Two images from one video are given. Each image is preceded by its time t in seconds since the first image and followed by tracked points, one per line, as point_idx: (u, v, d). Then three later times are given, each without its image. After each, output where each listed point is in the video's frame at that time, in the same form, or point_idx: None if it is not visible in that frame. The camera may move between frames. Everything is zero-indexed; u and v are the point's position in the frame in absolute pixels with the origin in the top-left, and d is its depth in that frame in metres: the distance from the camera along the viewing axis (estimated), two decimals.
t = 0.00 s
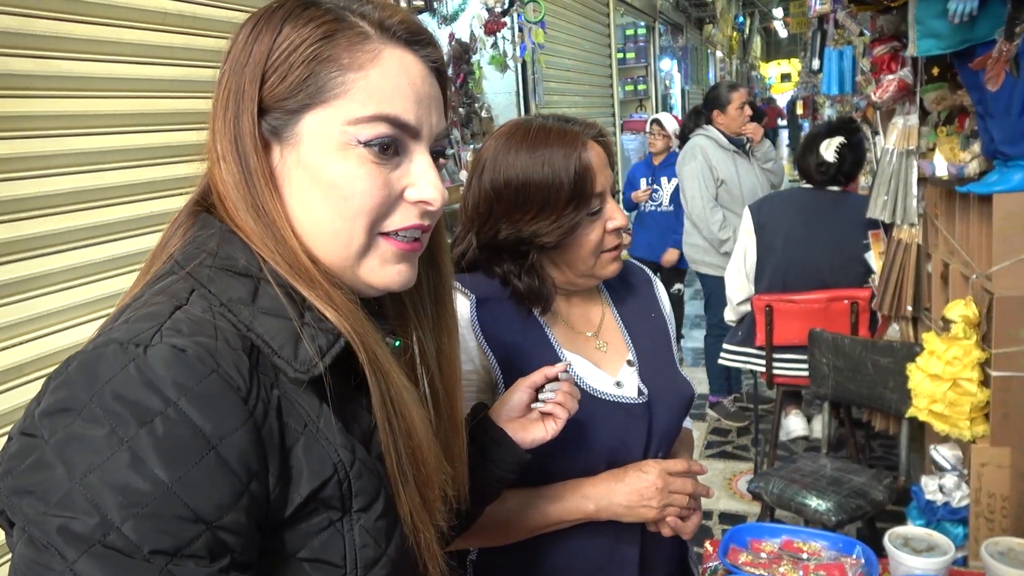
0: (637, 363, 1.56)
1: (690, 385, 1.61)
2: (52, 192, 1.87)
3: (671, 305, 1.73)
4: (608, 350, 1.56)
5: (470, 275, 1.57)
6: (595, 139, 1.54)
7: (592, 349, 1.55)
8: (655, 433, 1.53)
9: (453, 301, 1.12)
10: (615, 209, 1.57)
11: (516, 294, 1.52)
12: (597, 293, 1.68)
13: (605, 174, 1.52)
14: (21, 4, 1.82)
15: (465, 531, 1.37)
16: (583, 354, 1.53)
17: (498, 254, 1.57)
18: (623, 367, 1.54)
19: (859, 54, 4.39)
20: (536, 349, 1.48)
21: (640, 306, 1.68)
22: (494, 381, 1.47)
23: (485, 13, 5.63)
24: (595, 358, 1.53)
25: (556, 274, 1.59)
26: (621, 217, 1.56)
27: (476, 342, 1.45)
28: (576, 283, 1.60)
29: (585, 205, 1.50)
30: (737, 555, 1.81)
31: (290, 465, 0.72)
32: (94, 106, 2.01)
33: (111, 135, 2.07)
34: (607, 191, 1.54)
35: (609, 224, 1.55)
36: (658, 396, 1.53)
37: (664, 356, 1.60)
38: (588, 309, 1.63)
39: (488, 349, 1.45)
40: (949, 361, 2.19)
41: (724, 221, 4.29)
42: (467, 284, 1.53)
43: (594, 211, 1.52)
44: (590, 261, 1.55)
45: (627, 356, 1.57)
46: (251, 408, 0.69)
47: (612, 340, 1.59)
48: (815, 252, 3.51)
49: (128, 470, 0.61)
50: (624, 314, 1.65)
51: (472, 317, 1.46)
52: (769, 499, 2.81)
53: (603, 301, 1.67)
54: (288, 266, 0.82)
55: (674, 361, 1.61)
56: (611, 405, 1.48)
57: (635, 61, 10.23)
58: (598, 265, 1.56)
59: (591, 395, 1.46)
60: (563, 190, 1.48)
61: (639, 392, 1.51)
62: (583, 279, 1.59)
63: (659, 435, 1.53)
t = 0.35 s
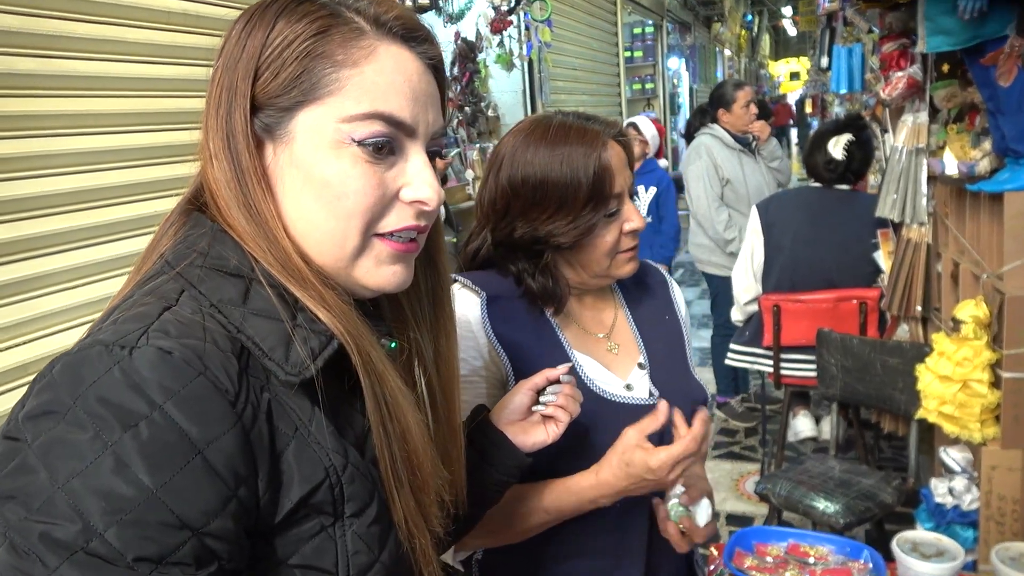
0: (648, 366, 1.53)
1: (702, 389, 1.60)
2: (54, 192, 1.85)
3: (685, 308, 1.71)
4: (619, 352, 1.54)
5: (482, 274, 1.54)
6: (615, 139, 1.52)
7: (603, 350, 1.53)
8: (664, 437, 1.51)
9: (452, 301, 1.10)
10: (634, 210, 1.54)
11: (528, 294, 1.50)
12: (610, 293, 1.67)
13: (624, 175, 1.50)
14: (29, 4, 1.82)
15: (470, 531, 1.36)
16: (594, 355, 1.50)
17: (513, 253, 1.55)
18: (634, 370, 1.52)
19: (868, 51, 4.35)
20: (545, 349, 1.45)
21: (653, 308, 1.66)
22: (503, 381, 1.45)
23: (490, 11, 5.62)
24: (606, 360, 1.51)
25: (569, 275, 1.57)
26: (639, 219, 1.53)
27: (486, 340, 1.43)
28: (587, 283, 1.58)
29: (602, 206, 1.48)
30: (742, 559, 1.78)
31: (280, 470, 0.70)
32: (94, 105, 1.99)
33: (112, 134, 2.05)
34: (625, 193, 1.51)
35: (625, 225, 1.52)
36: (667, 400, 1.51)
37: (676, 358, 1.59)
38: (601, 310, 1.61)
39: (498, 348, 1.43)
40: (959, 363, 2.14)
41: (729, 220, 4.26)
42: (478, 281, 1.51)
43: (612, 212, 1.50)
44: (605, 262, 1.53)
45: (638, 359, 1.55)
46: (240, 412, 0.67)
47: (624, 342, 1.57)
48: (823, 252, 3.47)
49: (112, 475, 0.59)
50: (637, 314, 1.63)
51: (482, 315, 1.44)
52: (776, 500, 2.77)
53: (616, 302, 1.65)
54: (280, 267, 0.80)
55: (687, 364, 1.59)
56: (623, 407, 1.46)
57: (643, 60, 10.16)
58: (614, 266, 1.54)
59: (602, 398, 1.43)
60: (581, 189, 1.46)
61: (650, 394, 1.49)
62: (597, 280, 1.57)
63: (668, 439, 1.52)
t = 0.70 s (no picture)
0: (661, 369, 1.52)
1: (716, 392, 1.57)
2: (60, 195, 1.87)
3: (700, 312, 1.69)
4: (632, 355, 1.53)
5: (491, 274, 1.53)
6: (602, 130, 1.52)
7: (616, 352, 1.52)
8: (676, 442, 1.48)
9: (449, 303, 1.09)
10: (625, 202, 1.51)
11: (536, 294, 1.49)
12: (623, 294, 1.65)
13: (608, 166, 1.49)
14: (30, 5, 1.81)
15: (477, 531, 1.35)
16: (607, 357, 1.49)
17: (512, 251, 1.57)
18: (647, 372, 1.51)
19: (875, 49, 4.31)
20: (558, 350, 1.43)
21: (667, 309, 1.65)
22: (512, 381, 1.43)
23: (496, 10, 5.62)
24: (619, 362, 1.50)
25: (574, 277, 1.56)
26: (632, 211, 1.50)
27: (498, 339, 1.41)
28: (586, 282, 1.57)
29: (581, 197, 1.49)
30: (745, 562, 1.77)
31: (268, 477, 0.69)
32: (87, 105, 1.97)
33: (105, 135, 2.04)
34: (612, 184, 1.50)
35: (616, 217, 1.49)
36: (680, 404, 1.49)
37: (689, 361, 1.56)
38: (615, 313, 1.60)
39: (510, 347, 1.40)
40: (967, 363, 2.11)
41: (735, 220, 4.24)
42: (491, 279, 1.50)
43: (593, 203, 1.49)
44: (597, 256, 1.51)
45: (651, 362, 1.54)
46: (227, 418, 0.67)
47: (637, 345, 1.56)
48: (829, 251, 3.44)
49: (96, 482, 0.59)
50: (653, 318, 1.62)
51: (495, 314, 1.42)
52: (782, 501, 2.75)
53: (631, 306, 1.64)
54: (270, 271, 0.80)
55: (701, 367, 1.57)
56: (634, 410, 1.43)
57: (650, 59, 10.10)
58: (608, 261, 1.51)
59: (613, 400, 1.41)
60: (560, 181, 1.48)
61: (661, 398, 1.47)
62: (597, 276, 1.54)
63: (680, 445, 1.49)
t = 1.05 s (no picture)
0: (666, 366, 1.52)
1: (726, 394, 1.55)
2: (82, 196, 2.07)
3: (717, 311, 1.66)
4: (638, 351, 1.53)
5: (497, 264, 1.58)
6: (569, 126, 1.53)
7: (621, 348, 1.52)
8: (676, 439, 1.48)
9: (440, 305, 1.09)
10: (574, 199, 1.49)
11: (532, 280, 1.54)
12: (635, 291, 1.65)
13: (558, 163, 1.49)
14: None
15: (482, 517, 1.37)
16: (610, 352, 1.50)
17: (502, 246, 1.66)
18: (650, 369, 1.51)
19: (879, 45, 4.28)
20: (557, 343, 1.46)
21: (680, 308, 1.62)
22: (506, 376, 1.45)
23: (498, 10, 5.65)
24: (622, 357, 1.50)
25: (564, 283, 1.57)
26: (577, 207, 1.48)
27: (499, 328, 1.44)
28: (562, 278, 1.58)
29: (534, 194, 1.53)
30: (747, 561, 1.76)
31: (254, 482, 0.69)
32: (104, 109, 2.15)
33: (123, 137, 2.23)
34: (562, 181, 1.49)
35: (565, 214, 1.48)
36: (680, 400, 1.48)
37: (700, 357, 1.54)
38: (622, 309, 1.60)
39: (507, 337, 1.43)
40: (970, 360, 2.09)
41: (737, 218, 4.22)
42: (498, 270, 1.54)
43: (544, 200, 1.51)
44: (553, 253, 1.53)
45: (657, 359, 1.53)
46: (210, 423, 0.67)
47: (643, 341, 1.56)
48: (832, 249, 3.43)
49: (77, 490, 0.59)
50: (661, 312, 1.61)
51: (496, 304, 1.45)
52: (786, 501, 2.74)
53: (641, 301, 1.63)
54: (257, 273, 0.79)
55: (712, 367, 1.55)
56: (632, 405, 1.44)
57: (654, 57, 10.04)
58: (563, 258, 1.52)
59: (611, 394, 1.42)
60: (518, 176, 1.55)
61: (661, 395, 1.46)
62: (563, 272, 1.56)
63: (679, 442, 1.48)
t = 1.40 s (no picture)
0: (661, 360, 1.50)
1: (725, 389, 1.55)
2: (50, 199, 2.16)
3: (724, 306, 1.63)
4: (635, 344, 1.52)
5: (500, 252, 1.60)
6: (569, 124, 1.53)
7: (618, 342, 1.51)
8: (668, 431, 1.48)
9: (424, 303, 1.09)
10: (566, 196, 1.49)
11: (532, 268, 1.55)
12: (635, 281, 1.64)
13: (552, 159, 1.50)
14: None
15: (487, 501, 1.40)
16: (605, 344, 1.49)
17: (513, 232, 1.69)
18: (644, 363, 1.49)
19: (874, 40, 4.28)
20: (552, 336, 1.46)
21: (681, 306, 1.58)
22: (496, 364, 1.46)
23: (493, 9, 5.65)
24: (618, 351, 1.49)
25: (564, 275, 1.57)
26: (568, 204, 1.48)
27: (496, 318, 1.45)
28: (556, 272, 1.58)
29: (531, 188, 1.54)
30: (741, 557, 1.75)
31: (234, 484, 0.70)
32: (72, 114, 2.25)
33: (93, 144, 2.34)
34: (556, 177, 1.50)
35: (555, 212, 1.48)
36: (670, 392, 1.48)
37: (702, 350, 1.53)
38: (621, 302, 1.58)
39: (504, 326, 1.45)
40: (966, 354, 2.10)
41: (734, 215, 4.22)
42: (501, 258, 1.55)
43: (539, 195, 1.52)
44: (545, 248, 1.53)
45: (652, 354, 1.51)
46: (188, 424, 0.67)
47: (640, 335, 1.54)
48: (829, 244, 3.42)
49: (54, 493, 0.58)
50: (659, 303, 1.58)
51: (496, 291, 1.47)
52: (784, 496, 2.74)
53: (643, 297, 1.60)
54: (239, 274, 0.79)
55: (711, 363, 1.53)
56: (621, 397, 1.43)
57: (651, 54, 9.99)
58: (555, 254, 1.52)
59: (605, 386, 1.43)
60: (518, 171, 1.57)
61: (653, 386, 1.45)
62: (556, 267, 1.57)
63: (670, 431, 1.48)
